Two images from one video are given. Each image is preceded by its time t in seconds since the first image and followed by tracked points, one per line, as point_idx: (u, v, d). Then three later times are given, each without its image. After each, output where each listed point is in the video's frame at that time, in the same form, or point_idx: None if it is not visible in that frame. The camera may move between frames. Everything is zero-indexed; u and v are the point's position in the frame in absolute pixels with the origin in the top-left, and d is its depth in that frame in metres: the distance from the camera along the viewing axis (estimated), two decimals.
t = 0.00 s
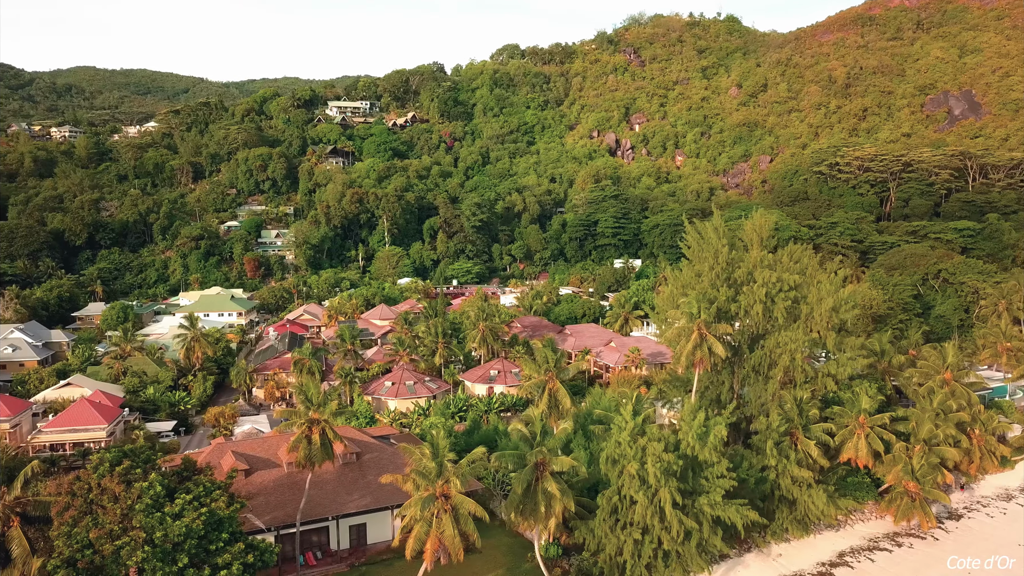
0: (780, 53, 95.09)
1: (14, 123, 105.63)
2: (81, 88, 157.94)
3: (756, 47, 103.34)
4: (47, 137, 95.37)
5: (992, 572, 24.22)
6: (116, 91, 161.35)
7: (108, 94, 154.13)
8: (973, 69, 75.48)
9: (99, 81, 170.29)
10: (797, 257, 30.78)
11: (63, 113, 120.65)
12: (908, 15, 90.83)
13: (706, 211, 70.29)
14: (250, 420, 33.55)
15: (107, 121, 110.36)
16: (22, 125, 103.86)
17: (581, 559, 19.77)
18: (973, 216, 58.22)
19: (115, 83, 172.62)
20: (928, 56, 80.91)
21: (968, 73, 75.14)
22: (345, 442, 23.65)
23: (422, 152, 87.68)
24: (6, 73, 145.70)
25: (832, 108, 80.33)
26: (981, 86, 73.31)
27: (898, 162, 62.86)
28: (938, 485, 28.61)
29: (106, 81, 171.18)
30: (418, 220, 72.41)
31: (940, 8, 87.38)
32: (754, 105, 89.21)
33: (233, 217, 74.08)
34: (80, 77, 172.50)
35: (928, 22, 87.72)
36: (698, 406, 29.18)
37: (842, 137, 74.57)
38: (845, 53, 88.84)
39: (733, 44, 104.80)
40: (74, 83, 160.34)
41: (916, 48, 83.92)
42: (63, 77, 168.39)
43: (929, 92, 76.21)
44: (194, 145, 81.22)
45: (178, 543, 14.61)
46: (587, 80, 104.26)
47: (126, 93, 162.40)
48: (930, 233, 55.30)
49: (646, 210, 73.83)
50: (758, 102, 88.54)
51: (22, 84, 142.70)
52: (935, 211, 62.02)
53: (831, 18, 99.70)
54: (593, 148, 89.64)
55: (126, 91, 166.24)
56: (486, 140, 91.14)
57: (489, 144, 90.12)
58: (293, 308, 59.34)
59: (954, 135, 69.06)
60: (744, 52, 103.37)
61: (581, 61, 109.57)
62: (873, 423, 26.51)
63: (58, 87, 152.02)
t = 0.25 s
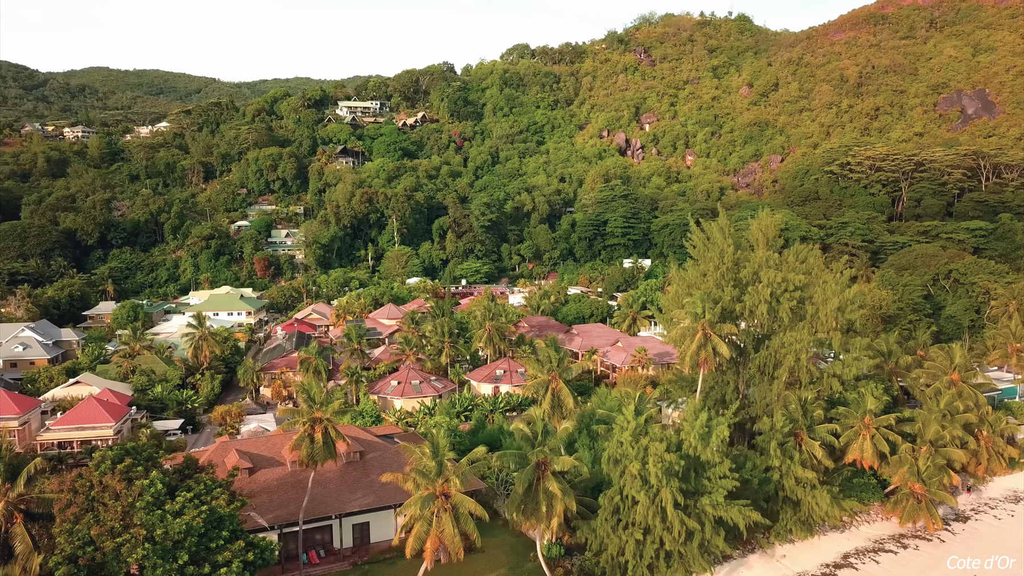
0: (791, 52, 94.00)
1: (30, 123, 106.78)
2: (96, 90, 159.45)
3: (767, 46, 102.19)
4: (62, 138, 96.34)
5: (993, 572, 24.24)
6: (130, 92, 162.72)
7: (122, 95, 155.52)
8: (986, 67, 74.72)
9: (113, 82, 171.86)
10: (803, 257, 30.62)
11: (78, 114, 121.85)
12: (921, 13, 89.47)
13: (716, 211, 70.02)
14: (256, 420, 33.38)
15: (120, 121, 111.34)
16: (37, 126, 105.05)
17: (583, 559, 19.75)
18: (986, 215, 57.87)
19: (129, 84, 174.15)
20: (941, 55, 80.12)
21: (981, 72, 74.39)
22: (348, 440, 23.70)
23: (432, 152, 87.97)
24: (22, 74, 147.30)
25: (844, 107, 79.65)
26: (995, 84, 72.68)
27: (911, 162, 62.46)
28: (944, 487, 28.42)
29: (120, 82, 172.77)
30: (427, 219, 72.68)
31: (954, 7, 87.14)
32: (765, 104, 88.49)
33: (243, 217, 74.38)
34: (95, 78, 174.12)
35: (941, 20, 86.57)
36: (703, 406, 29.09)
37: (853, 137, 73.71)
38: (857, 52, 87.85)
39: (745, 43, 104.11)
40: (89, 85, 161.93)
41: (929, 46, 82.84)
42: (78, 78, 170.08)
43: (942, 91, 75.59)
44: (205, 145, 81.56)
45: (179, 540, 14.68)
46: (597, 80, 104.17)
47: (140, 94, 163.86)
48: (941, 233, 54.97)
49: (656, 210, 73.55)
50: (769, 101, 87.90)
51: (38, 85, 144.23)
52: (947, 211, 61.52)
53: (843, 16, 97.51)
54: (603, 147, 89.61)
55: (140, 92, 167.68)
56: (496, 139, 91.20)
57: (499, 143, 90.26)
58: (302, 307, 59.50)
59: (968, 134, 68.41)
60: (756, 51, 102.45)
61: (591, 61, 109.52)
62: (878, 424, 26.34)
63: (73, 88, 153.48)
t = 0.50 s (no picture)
0: (803, 51, 92.89)
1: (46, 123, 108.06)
2: (111, 91, 161.09)
3: (779, 45, 101.54)
4: (77, 138, 97.35)
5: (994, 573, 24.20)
6: (144, 93, 164.23)
7: (136, 96, 157.08)
8: (1001, 67, 73.98)
9: (127, 82, 173.51)
10: (809, 257, 30.44)
11: (92, 114, 123.08)
12: (934, 11, 88.27)
13: (728, 210, 69.77)
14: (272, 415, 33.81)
15: (134, 121, 112.28)
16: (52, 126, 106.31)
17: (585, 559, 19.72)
18: (999, 215, 57.44)
19: (142, 84, 175.69)
20: (956, 53, 79.23)
21: (996, 71, 73.62)
22: (351, 438, 23.77)
23: (442, 152, 88.28)
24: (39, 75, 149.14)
25: (855, 106, 79.00)
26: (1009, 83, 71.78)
27: (923, 161, 62.22)
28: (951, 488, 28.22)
29: (134, 82, 174.46)
30: (437, 219, 72.88)
31: (968, 5, 86.34)
32: (777, 103, 87.63)
33: (254, 217, 74.74)
34: (109, 79, 175.86)
35: (955, 19, 85.57)
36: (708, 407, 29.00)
37: (865, 137, 72.60)
38: (870, 51, 86.89)
39: (756, 43, 103.72)
40: (104, 86, 163.64)
41: (942, 45, 81.98)
42: (93, 78, 171.88)
43: (956, 90, 74.66)
44: (216, 145, 81.98)
45: (179, 538, 14.72)
46: (608, 79, 104.06)
47: (154, 94, 165.37)
48: (953, 233, 54.69)
49: (666, 209, 73.49)
50: (780, 101, 87.45)
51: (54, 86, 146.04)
52: (960, 211, 61.16)
53: (856, 15, 96.30)
54: (613, 147, 89.53)
55: (154, 92, 169.21)
56: (506, 139, 91.26)
57: (509, 143, 90.37)
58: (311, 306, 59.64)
59: (982, 133, 67.79)
60: (768, 50, 101.92)
61: (602, 60, 109.45)
62: (884, 425, 26.14)
63: (89, 89, 155.26)
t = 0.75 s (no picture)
0: (815, 50, 91.72)
1: (61, 124, 109.29)
2: (125, 91, 162.52)
3: (790, 44, 101.17)
4: (91, 138, 98.30)
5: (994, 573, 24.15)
6: (157, 94, 165.77)
7: (149, 96, 158.56)
8: (1017, 65, 72.85)
9: (140, 83, 175.05)
10: (816, 257, 30.28)
11: (106, 114, 124.23)
12: (948, 9, 87.10)
13: (741, 209, 69.49)
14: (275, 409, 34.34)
15: (147, 121, 113.23)
16: (67, 127, 107.48)
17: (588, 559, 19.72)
18: (1013, 216, 56.92)
19: (156, 85, 177.24)
20: (969, 52, 77.61)
21: (1011, 69, 72.44)
22: (356, 437, 23.83)
23: (452, 152, 88.63)
24: (54, 76, 150.76)
25: (868, 105, 78.13)
26: None
27: (936, 161, 61.67)
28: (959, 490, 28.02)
29: (147, 82, 176.12)
30: (446, 219, 73.07)
31: (983, 3, 84.81)
32: (788, 103, 86.96)
33: (264, 216, 75.07)
34: (123, 79, 177.50)
35: (969, 17, 84.49)
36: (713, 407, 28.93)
37: (877, 135, 71.48)
38: (883, 50, 85.91)
39: (767, 42, 103.35)
40: (119, 86, 165.15)
41: (956, 44, 80.38)
42: (107, 79, 173.71)
43: (970, 89, 73.31)
44: (228, 145, 82.46)
45: (180, 536, 14.78)
46: (618, 78, 103.90)
47: (167, 94, 166.82)
48: (966, 233, 53.94)
49: (676, 209, 73.58)
50: (792, 100, 86.85)
51: (69, 87, 147.58)
52: (973, 211, 60.73)
53: (870, 13, 95.32)
54: (623, 147, 89.40)
55: (167, 93, 170.73)
56: (515, 139, 91.39)
57: (519, 142, 90.51)
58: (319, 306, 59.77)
59: (996, 133, 66.94)
60: (779, 49, 101.44)
61: (612, 60, 109.35)
62: (890, 426, 25.92)
63: (104, 90, 156.92)
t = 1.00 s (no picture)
0: (827, 50, 90.97)
1: (77, 124, 110.45)
2: (140, 91, 163.92)
3: (802, 43, 100.66)
4: (105, 138, 99.23)
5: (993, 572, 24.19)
6: (171, 94, 167.15)
7: (162, 96, 159.92)
8: None
9: (154, 83, 176.66)
10: (822, 257, 30.10)
11: (121, 114, 125.38)
12: (962, 8, 85.88)
13: (750, 210, 69.23)
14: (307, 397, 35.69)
15: (160, 121, 114.14)
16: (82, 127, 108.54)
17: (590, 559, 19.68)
18: None
19: (169, 85, 178.75)
20: (984, 50, 76.68)
21: None
22: (360, 436, 23.87)
23: (462, 151, 89.02)
24: (70, 77, 152.38)
25: (880, 104, 77.37)
26: None
27: (949, 161, 61.24)
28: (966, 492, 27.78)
29: (161, 83, 177.62)
30: (456, 219, 73.25)
31: (998, 1, 83.61)
32: (800, 102, 86.42)
33: (274, 216, 75.40)
34: (137, 79, 179.03)
35: (984, 15, 83.28)
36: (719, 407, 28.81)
37: (890, 134, 71.66)
38: (896, 49, 84.84)
39: (779, 41, 102.77)
40: (133, 87, 166.70)
41: (970, 42, 79.25)
42: (122, 80, 175.38)
43: (984, 88, 72.66)
44: (239, 145, 82.96)
45: (181, 534, 14.82)
46: (629, 78, 103.70)
47: (180, 95, 168.12)
48: (978, 232, 53.89)
49: (687, 209, 73.52)
50: (803, 100, 86.28)
51: (84, 88, 149.06)
52: (986, 211, 60.27)
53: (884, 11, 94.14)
54: (634, 147, 89.27)
55: (180, 93, 172.10)
56: (525, 138, 91.65)
57: (529, 142, 90.69)
58: (329, 305, 59.87)
59: (1010, 132, 66.28)
60: (791, 48, 100.92)
61: (623, 59, 109.22)
62: (896, 428, 25.67)
63: (118, 91, 158.45)
